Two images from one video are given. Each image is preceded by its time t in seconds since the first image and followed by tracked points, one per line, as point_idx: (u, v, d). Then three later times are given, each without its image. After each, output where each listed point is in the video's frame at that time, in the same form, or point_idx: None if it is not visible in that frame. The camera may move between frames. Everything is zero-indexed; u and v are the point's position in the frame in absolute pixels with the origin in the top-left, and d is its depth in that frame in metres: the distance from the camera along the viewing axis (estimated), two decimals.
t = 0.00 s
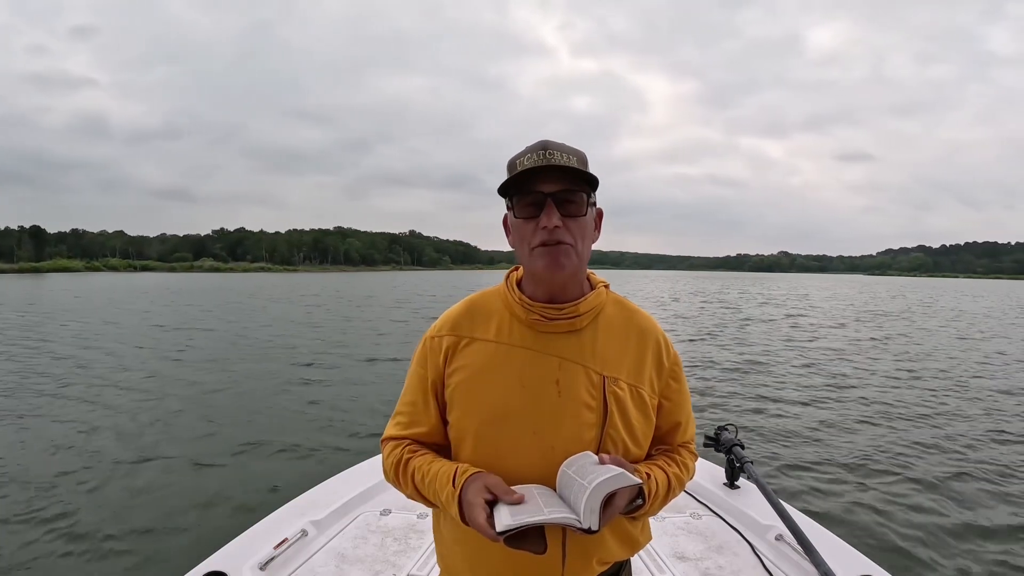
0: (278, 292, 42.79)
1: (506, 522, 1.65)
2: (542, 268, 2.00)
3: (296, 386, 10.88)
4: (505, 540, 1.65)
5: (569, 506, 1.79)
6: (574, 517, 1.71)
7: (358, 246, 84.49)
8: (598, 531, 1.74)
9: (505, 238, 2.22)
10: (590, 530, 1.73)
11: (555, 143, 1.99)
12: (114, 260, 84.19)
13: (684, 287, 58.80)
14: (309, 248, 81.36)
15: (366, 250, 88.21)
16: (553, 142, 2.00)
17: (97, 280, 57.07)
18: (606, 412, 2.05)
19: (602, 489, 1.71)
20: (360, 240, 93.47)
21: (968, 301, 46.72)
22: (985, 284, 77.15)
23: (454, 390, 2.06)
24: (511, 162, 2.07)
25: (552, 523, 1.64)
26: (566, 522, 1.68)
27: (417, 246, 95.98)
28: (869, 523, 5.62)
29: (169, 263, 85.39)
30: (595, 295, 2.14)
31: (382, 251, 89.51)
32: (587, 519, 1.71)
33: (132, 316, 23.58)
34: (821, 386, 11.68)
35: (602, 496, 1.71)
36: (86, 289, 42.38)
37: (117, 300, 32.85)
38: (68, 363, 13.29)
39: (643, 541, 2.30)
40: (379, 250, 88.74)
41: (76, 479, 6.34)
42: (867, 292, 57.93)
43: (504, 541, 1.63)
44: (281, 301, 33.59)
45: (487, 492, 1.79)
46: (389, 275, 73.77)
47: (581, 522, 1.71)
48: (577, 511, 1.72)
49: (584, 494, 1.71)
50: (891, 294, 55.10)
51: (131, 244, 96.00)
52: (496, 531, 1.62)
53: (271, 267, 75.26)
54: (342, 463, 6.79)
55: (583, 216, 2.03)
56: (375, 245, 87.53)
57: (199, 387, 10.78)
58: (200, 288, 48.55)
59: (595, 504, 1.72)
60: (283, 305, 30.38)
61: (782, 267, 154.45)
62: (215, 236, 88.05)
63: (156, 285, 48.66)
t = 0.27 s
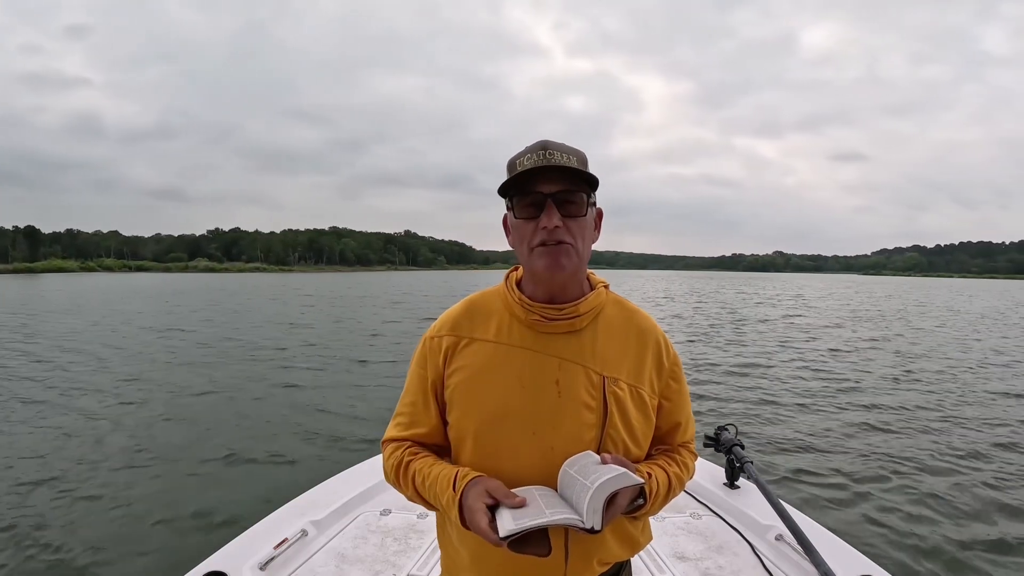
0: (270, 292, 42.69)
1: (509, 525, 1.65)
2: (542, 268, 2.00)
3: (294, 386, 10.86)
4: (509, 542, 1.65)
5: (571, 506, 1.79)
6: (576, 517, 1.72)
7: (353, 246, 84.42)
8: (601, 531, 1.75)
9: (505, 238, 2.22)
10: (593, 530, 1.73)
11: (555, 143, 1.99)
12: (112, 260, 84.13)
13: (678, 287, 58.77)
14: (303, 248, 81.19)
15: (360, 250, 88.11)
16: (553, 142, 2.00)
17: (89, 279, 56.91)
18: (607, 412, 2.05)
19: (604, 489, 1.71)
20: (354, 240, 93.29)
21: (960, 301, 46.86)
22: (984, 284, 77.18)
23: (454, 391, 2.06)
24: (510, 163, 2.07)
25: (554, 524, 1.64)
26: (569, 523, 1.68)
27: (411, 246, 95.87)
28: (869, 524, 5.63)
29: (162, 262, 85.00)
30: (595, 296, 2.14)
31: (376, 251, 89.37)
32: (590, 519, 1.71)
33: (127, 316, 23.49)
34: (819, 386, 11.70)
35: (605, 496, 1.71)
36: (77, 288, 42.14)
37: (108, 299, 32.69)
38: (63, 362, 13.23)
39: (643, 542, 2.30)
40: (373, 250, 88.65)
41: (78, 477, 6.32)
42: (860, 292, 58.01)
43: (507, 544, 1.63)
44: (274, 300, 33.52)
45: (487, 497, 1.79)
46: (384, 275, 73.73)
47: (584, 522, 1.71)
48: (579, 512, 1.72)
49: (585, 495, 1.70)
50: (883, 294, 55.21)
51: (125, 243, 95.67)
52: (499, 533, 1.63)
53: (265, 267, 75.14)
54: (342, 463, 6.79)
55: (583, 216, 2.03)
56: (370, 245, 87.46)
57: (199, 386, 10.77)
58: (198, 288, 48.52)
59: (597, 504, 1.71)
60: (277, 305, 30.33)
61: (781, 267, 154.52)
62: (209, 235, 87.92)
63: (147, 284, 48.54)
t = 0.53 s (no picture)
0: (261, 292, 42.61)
1: (513, 523, 1.65)
2: (540, 269, 2.00)
3: (292, 387, 10.85)
4: (513, 539, 1.66)
5: (575, 503, 1.79)
6: (580, 513, 1.72)
7: (348, 246, 84.36)
8: (605, 526, 1.75)
9: (503, 239, 2.22)
10: (596, 526, 1.73)
11: (551, 143, 2.00)
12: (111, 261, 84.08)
13: (673, 287, 58.79)
14: (298, 248, 81.11)
15: (355, 250, 88.06)
16: (549, 142, 2.00)
17: (83, 279, 56.70)
18: (606, 412, 2.05)
19: (607, 485, 1.71)
20: (350, 240, 93.28)
21: (952, 301, 47.03)
22: (982, 284, 77.28)
23: (453, 391, 2.05)
24: (507, 163, 2.08)
25: (559, 521, 1.64)
26: (572, 519, 1.68)
27: (406, 246, 95.88)
28: (870, 524, 5.63)
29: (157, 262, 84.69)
30: (594, 296, 2.14)
31: (371, 251, 89.32)
32: (593, 515, 1.71)
33: (121, 317, 23.40)
34: (818, 386, 11.72)
35: (608, 492, 1.71)
36: (67, 289, 41.90)
37: (100, 300, 32.52)
38: (59, 364, 13.17)
39: (643, 542, 2.30)
40: (367, 250, 88.63)
41: (78, 478, 6.30)
42: (854, 292, 58.11)
43: (510, 541, 1.63)
44: (268, 301, 33.44)
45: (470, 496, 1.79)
46: (379, 276, 73.75)
47: (588, 518, 1.71)
48: (583, 508, 1.72)
49: (589, 491, 1.70)
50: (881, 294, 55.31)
51: (120, 243, 95.33)
52: (504, 531, 1.63)
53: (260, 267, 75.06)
54: (342, 463, 6.80)
55: (582, 216, 2.03)
56: (365, 245, 87.43)
57: (198, 387, 10.77)
58: (196, 288, 48.51)
59: (601, 500, 1.71)
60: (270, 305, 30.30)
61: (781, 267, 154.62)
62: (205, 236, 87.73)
63: (139, 285, 48.33)
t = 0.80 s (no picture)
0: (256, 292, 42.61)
1: (522, 521, 1.65)
2: (531, 271, 2.00)
3: (290, 387, 10.86)
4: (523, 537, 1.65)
5: (583, 498, 1.78)
6: (589, 507, 1.72)
7: (344, 246, 84.39)
8: (614, 520, 1.75)
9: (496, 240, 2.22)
10: (606, 520, 1.73)
11: (538, 144, 2.00)
12: (110, 261, 84.02)
13: (668, 287, 58.89)
14: (294, 248, 81.16)
15: (351, 250, 88.11)
16: (537, 144, 2.01)
17: (78, 279, 56.65)
18: (605, 411, 2.05)
19: (616, 477, 1.71)
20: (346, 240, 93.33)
21: (945, 301, 47.25)
22: (980, 285, 77.48)
23: (451, 391, 2.05)
24: (496, 166, 2.08)
25: (568, 516, 1.64)
26: (582, 514, 1.68)
27: (402, 246, 95.94)
28: (871, 525, 5.64)
29: (153, 262, 84.67)
30: (592, 295, 2.14)
31: (368, 251, 89.37)
32: (604, 509, 1.71)
33: (118, 317, 23.39)
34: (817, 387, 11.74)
35: (617, 484, 1.71)
36: (62, 290, 41.86)
37: (95, 300, 32.49)
38: (56, 364, 13.15)
39: (644, 541, 2.30)
40: (363, 250, 88.72)
41: (78, 479, 6.29)
42: (850, 292, 58.25)
43: (520, 538, 1.63)
44: (264, 301, 33.46)
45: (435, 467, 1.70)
46: (376, 276, 73.71)
47: (598, 512, 1.71)
48: (592, 502, 1.72)
49: (598, 484, 1.70)
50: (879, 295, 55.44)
51: (116, 243, 95.21)
52: (513, 528, 1.63)
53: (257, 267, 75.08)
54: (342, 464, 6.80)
55: (570, 216, 2.02)
56: (360, 245, 87.49)
57: (197, 387, 10.76)
58: (195, 288, 48.47)
59: (610, 493, 1.72)
60: (266, 305, 30.30)
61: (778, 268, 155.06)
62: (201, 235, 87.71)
63: (133, 285, 48.32)
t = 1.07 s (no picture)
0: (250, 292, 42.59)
1: (527, 510, 1.65)
2: (528, 273, 2.01)
3: (288, 387, 10.86)
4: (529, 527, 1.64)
5: (587, 485, 1.79)
6: (594, 491, 1.71)
7: (339, 246, 84.39)
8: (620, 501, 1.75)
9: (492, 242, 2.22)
10: (613, 502, 1.73)
11: (533, 144, 1.99)
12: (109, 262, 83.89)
13: (663, 287, 59.02)
14: (289, 248, 81.14)
15: (346, 250, 88.18)
16: (532, 144, 2.00)
17: (72, 280, 56.55)
18: (604, 408, 2.05)
19: (617, 457, 1.73)
20: (342, 241, 93.36)
21: (937, 301, 47.51)
22: (978, 285, 77.59)
23: (449, 389, 2.06)
24: (492, 168, 2.08)
25: (572, 500, 1.64)
26: (587, 497, 1.68)
27: (398, 246, 95.97)
28: (872, 523, 5.65)
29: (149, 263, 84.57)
30: (590, 293, 2.14)
31: (363, 251, 89.40)
32: (608, 490, 1.71)
33: (113, 317, 23.33)
34: (816, 387, 11.76)
35: (618, 464, 1.73)
36: (55, 291, 41.74)
37: (89, 301, 32.39)
38: (52, 365, 13.10)
39: (644, 539, 2.30)
40: (359, 250, 88.83)
41: (78, 480, 6.27)
42: (844, 292, 58.45)
43: (526, 526, 1.62)
44: (258, 301, 33.43)
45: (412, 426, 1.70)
46: (374, 276, 73.74)
47: (603, 494, 1.71)
48: (597, 485, 1.72)
49: (600, 466, 1.71)
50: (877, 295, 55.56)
51: (112, 244, 95.06)
52: (518, 518, 1.63)
53: (252, 268, 75.08)
54: (342, 464, 6.81)
55: (567, 218, 2.01)
56: (355, 245, 87.54)
57: (196, 388, 10.75)
58: (192, 289, 48.38)
59: (613, 474, 1.72)
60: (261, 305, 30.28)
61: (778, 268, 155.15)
62: (197, 236, 87.61)
63: (126, 286, 48.21)
